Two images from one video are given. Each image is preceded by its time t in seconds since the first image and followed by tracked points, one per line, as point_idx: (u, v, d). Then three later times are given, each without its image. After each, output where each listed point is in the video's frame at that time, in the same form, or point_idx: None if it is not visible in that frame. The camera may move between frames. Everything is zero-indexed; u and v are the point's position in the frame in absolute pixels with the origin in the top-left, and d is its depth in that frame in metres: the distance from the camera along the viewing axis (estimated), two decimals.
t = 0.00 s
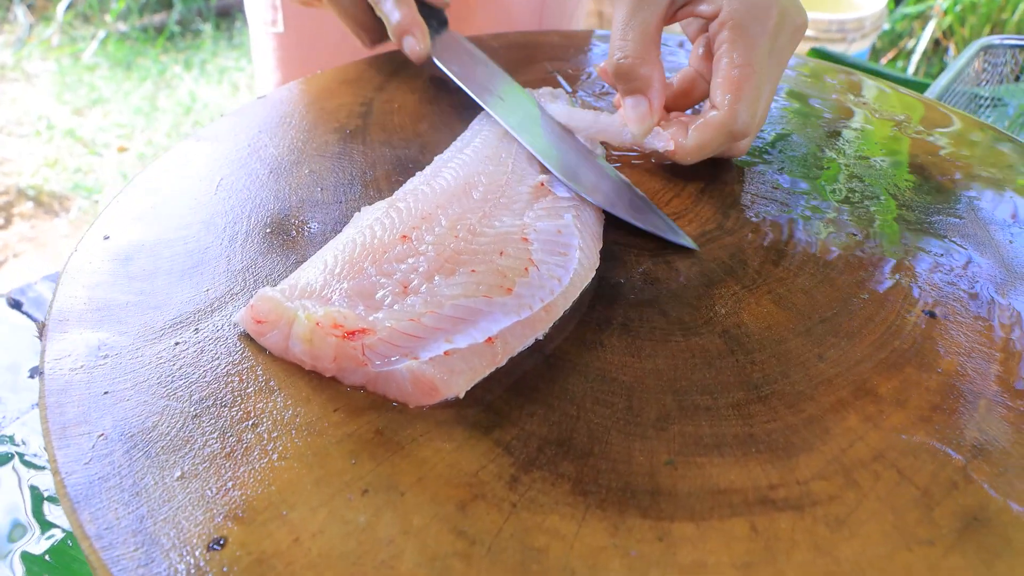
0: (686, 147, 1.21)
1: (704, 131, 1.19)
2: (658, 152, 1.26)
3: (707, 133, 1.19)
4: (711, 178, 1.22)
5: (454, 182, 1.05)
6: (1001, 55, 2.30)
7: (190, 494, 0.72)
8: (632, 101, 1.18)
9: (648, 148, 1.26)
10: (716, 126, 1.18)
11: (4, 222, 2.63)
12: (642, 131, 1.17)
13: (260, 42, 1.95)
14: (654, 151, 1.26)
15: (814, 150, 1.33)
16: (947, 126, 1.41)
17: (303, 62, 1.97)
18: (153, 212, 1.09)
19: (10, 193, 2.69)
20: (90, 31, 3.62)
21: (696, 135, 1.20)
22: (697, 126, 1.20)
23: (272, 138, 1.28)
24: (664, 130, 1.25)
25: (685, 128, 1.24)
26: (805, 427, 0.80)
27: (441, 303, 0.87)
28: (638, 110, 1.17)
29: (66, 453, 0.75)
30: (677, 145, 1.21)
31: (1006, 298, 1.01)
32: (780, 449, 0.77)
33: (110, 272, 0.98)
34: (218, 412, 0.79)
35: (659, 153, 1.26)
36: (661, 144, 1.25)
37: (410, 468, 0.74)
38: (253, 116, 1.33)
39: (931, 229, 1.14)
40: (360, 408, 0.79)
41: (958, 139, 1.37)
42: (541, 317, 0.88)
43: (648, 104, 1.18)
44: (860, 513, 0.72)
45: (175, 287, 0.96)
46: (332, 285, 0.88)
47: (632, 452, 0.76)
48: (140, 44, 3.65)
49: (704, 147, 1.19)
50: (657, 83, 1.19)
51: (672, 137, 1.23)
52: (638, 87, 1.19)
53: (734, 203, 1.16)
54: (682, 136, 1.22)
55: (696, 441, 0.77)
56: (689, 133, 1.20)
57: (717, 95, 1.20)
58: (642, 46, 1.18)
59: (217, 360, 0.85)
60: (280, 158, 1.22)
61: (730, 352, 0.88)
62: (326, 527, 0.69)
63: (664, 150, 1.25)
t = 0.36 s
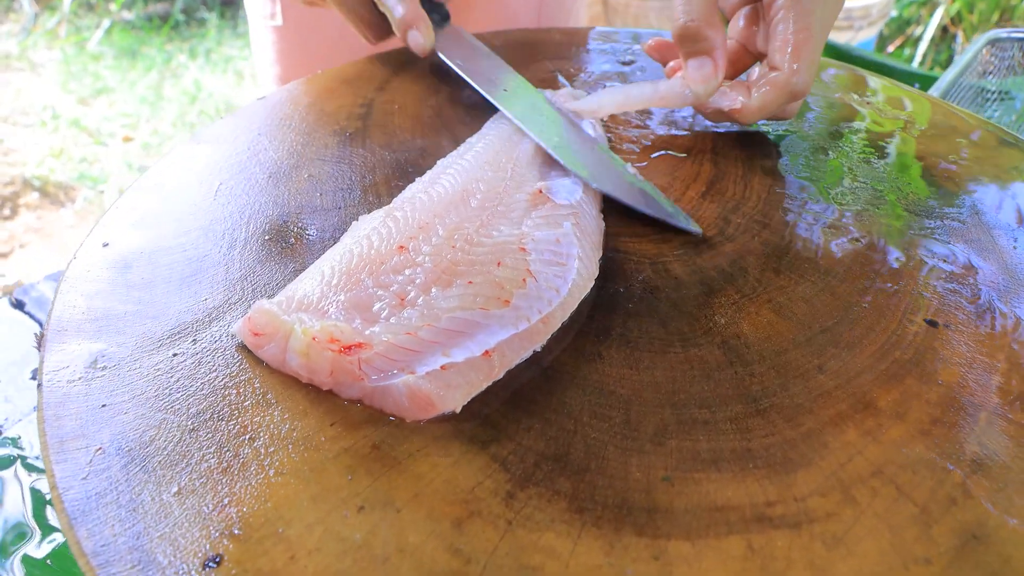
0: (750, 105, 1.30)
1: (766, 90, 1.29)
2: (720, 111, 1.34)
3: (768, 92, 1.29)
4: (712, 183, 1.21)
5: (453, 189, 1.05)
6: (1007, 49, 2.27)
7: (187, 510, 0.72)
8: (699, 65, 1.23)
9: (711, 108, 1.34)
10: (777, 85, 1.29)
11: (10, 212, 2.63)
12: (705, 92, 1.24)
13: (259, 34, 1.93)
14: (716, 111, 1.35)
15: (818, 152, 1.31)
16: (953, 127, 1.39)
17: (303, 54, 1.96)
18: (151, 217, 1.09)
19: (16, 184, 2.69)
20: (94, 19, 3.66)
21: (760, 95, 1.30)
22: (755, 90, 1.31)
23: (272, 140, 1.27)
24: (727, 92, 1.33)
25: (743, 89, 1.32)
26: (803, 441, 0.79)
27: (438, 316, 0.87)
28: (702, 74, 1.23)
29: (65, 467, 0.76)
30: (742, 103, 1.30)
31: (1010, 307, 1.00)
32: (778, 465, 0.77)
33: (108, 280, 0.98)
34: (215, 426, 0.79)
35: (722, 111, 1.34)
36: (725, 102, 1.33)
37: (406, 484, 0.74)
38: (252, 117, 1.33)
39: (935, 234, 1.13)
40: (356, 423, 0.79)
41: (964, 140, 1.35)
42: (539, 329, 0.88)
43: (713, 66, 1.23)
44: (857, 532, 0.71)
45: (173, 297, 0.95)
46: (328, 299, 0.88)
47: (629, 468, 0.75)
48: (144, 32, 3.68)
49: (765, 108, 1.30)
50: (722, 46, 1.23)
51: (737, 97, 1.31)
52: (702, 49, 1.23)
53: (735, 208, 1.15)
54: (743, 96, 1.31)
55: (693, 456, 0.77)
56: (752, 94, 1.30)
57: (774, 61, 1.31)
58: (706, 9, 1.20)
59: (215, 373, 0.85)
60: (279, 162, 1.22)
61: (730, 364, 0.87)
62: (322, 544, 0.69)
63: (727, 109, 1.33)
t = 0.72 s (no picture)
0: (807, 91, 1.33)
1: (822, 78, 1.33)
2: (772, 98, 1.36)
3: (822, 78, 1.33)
4: (699, 196, 1.22)
5: (436, 206, 1.07)
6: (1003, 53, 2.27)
7: (168, 531, 0.73)
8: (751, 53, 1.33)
9: (763, 93, 1.34)
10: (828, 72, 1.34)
11: (13, 211, 2.83)
12: (759, 78, 1.32)
13: (253, 37, 1.92)
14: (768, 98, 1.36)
15: (806, 162, 1.31)
16: (943, 137, 1.39)
17: (298, 55, 1.95)
18: (140, 232, 1.10)
19: (18, 182, 2.90)
20: (95, 18, 4.09)
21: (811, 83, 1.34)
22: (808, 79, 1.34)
23: (261, 153, 1.27)
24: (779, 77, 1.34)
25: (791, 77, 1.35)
26: (780, 462, 0.80)
27: (418, 337, 0.89)
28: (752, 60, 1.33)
29: (50, 488, 0.77)
30: (798, 87, 1.33)
31: (993, 322, 0.99)
32: (755, 487, 0.77)
33: (96, 297, 0.99)
34: (198, 447, 0.81)
35: (774, 97, 1.35)
36: (778, 88, 1.34)
37: (384, 506, 0.74)
38: (242, 128, 1.33)
39: (920, 247, 1.13)
40: (337, 443, 0.80)
41: (954, 150, 1.35)
42: (518, 349, 0.89)
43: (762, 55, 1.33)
44: (830, 554, 0.72)
45: (160, 314, 0.96)
46: (310, 319, 0.90)
47: (606, 489, 0.76)
48: (147, 31, 4.13)
49: (818, 93, 1.34)
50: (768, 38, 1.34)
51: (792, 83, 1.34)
52: (754, 40, 1.34)
53: (719, 221, 1.16)
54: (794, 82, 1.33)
55: (670, 477, 0.78)
56: (809, 79, 1.33)
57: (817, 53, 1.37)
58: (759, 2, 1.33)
59: (199, 392, 0.86)
60: (268, 175, 1.22)
61: (709, 383, 0.88)
62: (301, 566, 0.70)
63: (781, 94, 1.34)
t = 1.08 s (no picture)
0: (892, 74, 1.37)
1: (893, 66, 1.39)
2: (861, 85, 1.40)
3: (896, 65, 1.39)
4: (693, 201, 1.24)
5: (435, 212, 1.11)
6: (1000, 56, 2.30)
7: (176, 529, 0.76)
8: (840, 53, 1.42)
9: (852, 80, 1.40)
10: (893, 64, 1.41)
11: (15, 208, 2.88)
12: (843, 67, 1.42)
13: (254, 41, 1.95)
14: (857, 86, 1.41)
15: (799, 168, 1.34)
16: (935, 144, 1.41)
17: (296, 57, 1.97)
18: (146, 237, 1.12)
19: (21, 179, 2.94)
20: (102, 16, 4.12)
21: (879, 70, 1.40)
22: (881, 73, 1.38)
23: (264, 158, 1.30)
24: (870, 66, 1.41)
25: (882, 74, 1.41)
26: (768, 464, 0.82)
27: (418, 342, 0.92)
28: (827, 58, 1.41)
29: (61, 486, 0.80)
30: (887, 74, 1.38)
31: (978, 326, 1.02)
32: (742, 488, 0.80)
33: (104, 301, 1.02)
34: (204, 447, 0.83)
35: (862, 84, 1.40)
36: (866, 74, 1.40)
37: (384, 505, 0.77)
38: (246, 133, 1.36)
39: (909, 252, 1.15)
40: (338, 444, 0.83)
41: (945, 157, 1.37)
42: (515, 353, 0.91)
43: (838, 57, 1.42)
44: (814, 554, 0.75)
45: (166, 318, 0.99)
46: (313, 325, 0.93)
47: (598, 490, 0.79)
48: (151, 27, 4.17)
49: (903, 80, 1.37)
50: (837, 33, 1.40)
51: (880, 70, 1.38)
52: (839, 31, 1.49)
53: (711, 227, 1.18)
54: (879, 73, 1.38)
55: (661, 478, 0.80)
56: (897, 68, 1.38)
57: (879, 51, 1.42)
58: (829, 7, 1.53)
59: (205, 394, 0.89)
60: (271, 180, 1.25)
61: (700, 387, 0.91)
62: (303, 564, 0.72)
63: (871, 79, 1.39)
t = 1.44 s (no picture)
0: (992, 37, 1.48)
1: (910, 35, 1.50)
2: None
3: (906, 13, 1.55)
4: (690, 198, 1.28)
5: (439, 210, 1.15)
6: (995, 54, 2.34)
7: (195, 513, 0.80)
8: None
9: None
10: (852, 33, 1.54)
11: (20, 206, 2.91)
12: None
13: (253, 41, 1.98)
14: None
15: (792, 166, 1.38)
16: (928, 141, 1.44)
17: (295, 56, 2.00)
18: (160, 235, 1.16)
19: (25, 177, 2.98)
20: (103, 13, 4.16)
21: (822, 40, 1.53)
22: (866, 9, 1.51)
23: (273, 157, 1.33)
24: None
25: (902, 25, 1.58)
26: (759, 450, 0.86)
27: (424, 334, 0.97)
28: None
29: (84, 473, 0.84)
30: None
31: (965, 319, 1.05)
32: (735, 473, 0.84)
33: (120, 297, 1.05)
34: (220, 435, 0.87)
35: None
36: None
37: (393, 489, 0.81)
38: (254, 133, 1.39)
39: (899, 247, 1.18)
40: (348, 432, 0.87)
41: (938, 154, 1.40)
42: (517, 344, 0.96)
43: None
44: (803, 535, 0.79)
45: (181, 312, 1.03)
46: (323, 318, 0.97)
47: (597, 475, 0.82)
48: (152, 23, 4.20)
49: None
50: None
51: None
52: None
53: (708, 222, 1.22)
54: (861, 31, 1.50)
55: (657, 464, 0.84)
56: None
57: None
58: None
59: (220, 384, 0.93)
60: (280, 179, 1.28)
61: (695, 377, 0.94)
62: (317, 545, 0.76)
63: None
